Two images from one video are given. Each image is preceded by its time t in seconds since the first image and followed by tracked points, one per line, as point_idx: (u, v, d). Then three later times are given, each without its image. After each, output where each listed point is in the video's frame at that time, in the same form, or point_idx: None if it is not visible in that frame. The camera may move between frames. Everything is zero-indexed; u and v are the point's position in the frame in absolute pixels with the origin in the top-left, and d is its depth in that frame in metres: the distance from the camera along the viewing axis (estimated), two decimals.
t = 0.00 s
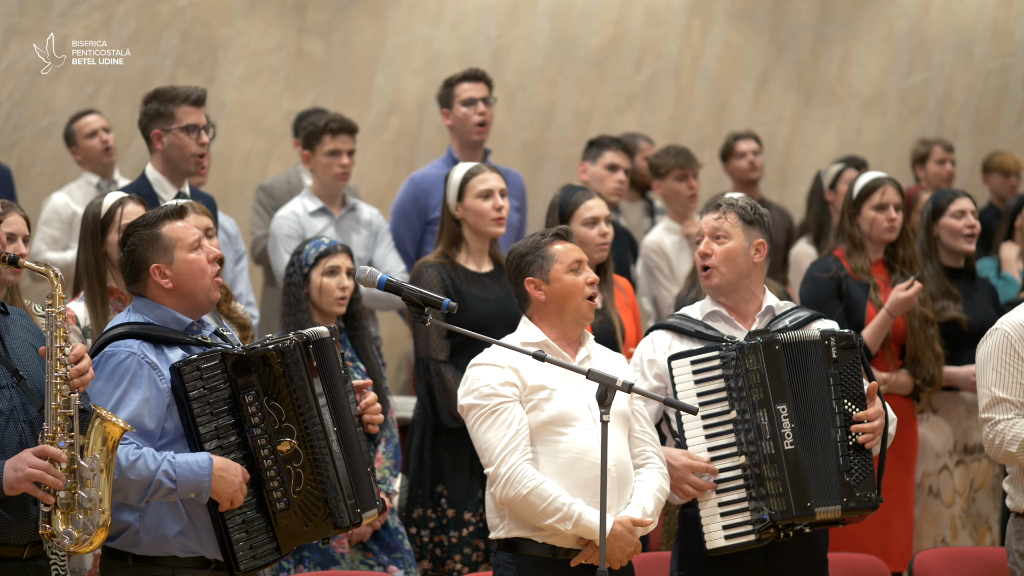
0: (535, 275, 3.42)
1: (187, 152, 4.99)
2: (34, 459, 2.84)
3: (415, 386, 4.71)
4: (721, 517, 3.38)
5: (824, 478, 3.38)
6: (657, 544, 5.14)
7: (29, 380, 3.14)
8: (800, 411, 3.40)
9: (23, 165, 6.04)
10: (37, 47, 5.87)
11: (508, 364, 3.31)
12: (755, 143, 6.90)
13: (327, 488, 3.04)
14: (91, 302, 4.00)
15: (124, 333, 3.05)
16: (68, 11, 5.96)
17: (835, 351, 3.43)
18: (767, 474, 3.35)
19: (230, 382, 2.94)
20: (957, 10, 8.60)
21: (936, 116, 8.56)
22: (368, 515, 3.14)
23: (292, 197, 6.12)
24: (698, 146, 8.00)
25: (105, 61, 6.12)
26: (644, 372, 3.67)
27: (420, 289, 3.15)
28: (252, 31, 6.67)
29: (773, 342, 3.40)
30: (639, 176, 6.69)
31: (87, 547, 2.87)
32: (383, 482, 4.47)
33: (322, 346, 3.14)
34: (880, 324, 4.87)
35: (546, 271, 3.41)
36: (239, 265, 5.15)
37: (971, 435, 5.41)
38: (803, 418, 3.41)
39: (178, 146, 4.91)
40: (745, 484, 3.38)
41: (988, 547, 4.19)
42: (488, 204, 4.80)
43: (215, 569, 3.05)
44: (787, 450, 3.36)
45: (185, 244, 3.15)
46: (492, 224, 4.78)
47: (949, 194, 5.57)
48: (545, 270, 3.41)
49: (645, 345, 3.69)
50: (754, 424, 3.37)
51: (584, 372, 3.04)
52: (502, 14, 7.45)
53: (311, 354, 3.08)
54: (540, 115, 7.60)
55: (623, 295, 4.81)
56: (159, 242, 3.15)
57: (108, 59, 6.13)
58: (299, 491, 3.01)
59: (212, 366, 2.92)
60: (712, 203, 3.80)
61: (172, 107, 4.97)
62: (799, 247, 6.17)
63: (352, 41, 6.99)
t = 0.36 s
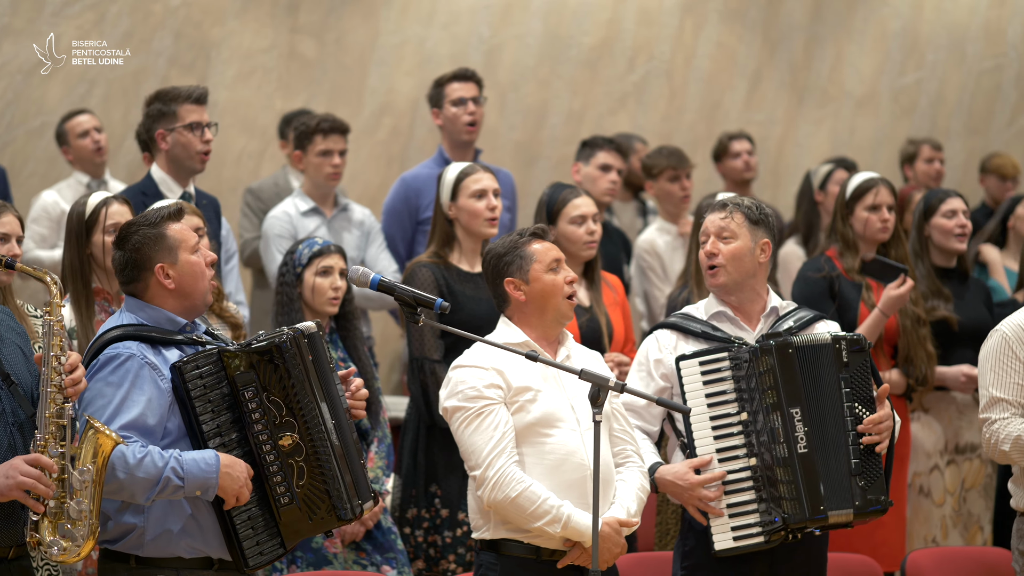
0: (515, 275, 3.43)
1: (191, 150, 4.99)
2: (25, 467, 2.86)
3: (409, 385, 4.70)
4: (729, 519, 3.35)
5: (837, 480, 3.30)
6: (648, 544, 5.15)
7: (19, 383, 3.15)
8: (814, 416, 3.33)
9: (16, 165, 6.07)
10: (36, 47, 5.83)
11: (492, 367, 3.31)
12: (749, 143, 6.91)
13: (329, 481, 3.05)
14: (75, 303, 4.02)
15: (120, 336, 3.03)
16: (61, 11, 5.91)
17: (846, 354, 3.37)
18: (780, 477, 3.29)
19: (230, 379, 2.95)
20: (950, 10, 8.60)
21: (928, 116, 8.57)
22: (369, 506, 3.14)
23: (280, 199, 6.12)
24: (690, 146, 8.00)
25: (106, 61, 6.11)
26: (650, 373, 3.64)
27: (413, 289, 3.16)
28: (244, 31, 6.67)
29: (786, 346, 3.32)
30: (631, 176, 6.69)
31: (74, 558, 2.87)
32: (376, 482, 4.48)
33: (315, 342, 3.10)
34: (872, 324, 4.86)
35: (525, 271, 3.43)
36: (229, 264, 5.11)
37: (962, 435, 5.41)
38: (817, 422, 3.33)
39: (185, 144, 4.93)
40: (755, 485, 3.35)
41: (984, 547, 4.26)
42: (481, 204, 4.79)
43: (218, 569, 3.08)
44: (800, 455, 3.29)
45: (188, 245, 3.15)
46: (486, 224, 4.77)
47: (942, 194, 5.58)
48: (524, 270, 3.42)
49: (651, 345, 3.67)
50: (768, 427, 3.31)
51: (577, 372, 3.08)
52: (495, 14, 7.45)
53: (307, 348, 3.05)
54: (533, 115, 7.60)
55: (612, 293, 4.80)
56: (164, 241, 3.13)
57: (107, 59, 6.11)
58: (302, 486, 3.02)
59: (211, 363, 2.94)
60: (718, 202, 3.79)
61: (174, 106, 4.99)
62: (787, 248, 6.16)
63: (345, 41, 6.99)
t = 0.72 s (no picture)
0: (496, 275, 3.44)
1: (191, 152, 4.99)
2: (41, 471, 2.86)
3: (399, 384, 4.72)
4: (738, 521, 3.35)
5: (851, 483, 3.32)
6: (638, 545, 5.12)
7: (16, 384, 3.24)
8: (829, 418, 3.34)
9: (7, 165, 6.06)
10: (37, 47, 5.88)
11: (477, 367, 3.30)
12: (742, 142, 6.91)
13: (320, 482, 3.03)
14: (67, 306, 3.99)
15: (111, 335, 3.03)
16: (52, 11, 5.95)
17: (856, 357, 3.39)
18: (796, 478, 3.30)
19: (221, 379, 2.94)
20: (941, 11, 8.62)
21: (919, 117, 8.59)
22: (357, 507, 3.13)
23: (264, 203, 6.10)
24: (681, 146, 8.00)
25: (105, 61, 6.14)
26: (652, 375, 3.64)
27: (404, 289, 3.18)
28: (236, 31, 6.67)
29: (802, 347, 3.35)
30: (623, 176, 6.68)
31: (85, 561, 2.86)
32: (367, 482, 4.47)
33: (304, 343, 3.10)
34: (863, 324, 4.80)
35: (507, 272, 3.43)
36: (232, 263, 5.16)
37: (957, 435, 5.38)
38: (830, 424, 3.34)
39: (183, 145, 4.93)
40: (765, 487, 3.35)
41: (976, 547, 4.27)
42: (472, 204, 4.79)
43: (209, 569, 3.05)
44: (816, 457, 3.30)
45: (182, 246, 3.14)
46: (477, 223, 4.77)
47: (934, 195, 5.56)
48: (506, 270, 3.43)
49: (652, 348, 3.66)
50: (784, 429, 3.30)
51: (568, 373, 3.10)
52: (486, 14, 7.45)
53: (297, 348, 3.04)
54: (524, 115, 7.59)
55: (597, 291, 4.80)
56: (159, 241, 3.12)
57: (107, 59, 6.15)
58: (293, 486, 3.00)
59: (203, 362, 2.92)
60: (735, 203, 3.77)
61: (175, 108, 4.98)
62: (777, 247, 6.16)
63: (336, 41, 6.99)
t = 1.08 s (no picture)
0: (483, 277, 3.44)
1: (190, 154, 4.91)
2: (52, 467, 2.82)
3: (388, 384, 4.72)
4: (745, 519, 3.38)
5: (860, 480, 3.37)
6: (629, 544, 5.12)
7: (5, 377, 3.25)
8: (839, 416, 3.39)
9: None
10: (37, 47, 5.93)
11: (466, 367, 3.30)
12: (736, 142, 6.90)
13: (304, 485, 3.03)
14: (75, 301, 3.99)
15: (97, 335, 3.05)
16: (44, 11, 5.99)
17: (859, 354, 3.47)
18: (810, 476, 3.36)
19: (205, 382, 2.94)
20: (933, 11, 8.65)
21: (912, 116, 8.60)
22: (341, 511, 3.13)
23: (254, 203, 6.11)
24: (674, 146, 8.00)
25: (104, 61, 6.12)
26: (651, 374, 3.60)
27: (397, 289, 3.19)
28: (228, 30, 6.66)
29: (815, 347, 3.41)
30: (615, 176, 6.68)
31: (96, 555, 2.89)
32: (360, 482, 4.46)
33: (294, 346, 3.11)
34: (855, 324, 4.81)
35: (494, 273, 3.43)
36: (232, 263, 5.13)
37: (955, 434, 5.35)
38: (841, 421, 3.40)
39: (183, 147, 4.88)
40: (771, 484, 3.38)
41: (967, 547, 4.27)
42: (464, 204, 4.79)
43: (195, 571, 3.06)
44: (831, 454, 3.35)
45: (166, 247, 3.13)
46: (468, 223, 4.77)
47: (930, 194, 5.51)
48: (493, 271, 3.43)
49: (650, 348, 3.64)
50: (798, 428, 3.38)
51: (561, 371, 3.10)
52: (479, 14, 7.44)
53: (283, 351, 3.05)
54: (517, 115, 7.58)
55: (586, 289, 4.81)
56: (141, 243, 3.12)
57: (107, 59, 6.17)
58: (276, 489, 3.00)
59: (188, 365, 2.92)
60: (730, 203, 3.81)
61: (175, 110, 4.89)
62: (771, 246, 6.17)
63: (329, 40, 6.99)
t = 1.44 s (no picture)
0: (475, 275, 3.44)
1: (183, 151, 4.89)
2: (43, 465, 2.82)
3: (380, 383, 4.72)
4: (745, 517, 3.35)
5: (855, 473, 3.44)
6: (621, 543, 5.12)
7: None
8: (835, 411, 3.45)
9: None
10: (37, 48, 5.97)
11: (460, 363, 3.29)
12: (727, 141, 6.90)
13: (291, 478, 3.02)
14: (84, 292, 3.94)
15: (77, 328, 3.07)
16: (36, 10, 6.01)
17: (847, 349, 3.51)
18: (812, 470, 3.39)
19: (188, 376, 2.95)
20: (925, 10, 8.66)
21: (905, 115, 8.60)
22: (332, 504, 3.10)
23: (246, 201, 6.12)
24: (666, 145, 7.99)
25: (106, 61, 6.19)
26: (643, 373, 3.59)
27: (388, 287, 3.19)
28: (220, 29, 6.66)
29: (807, 341, 3.44)
30: (607, 175, 6.68)
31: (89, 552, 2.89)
32: (351, 480, 4.47)
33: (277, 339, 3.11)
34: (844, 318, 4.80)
35: (484, 271, 3.43)
36: (230, 262, 5.15)
37: (948, 433, 5.35)
38: (835, 415, 3.45)
39: (175, 143, 4.87)
40: (767, 481, 3.35)
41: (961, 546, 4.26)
42: (455, 203, 4.80)
43: (182, 569, 3.07)
44: (828, 449, 3.41)
45: (139, 242, 3.14)
46: (459, 221, 4.78)
47: (925, 193, 5.50)
48: (483, 270, 3.43)
49: (639, 346, 3.63)
50: (797, 423, 3.39)
51: (553, 370, 3.10)
52: (471, 13, 7.44)
53: (265, 343, 3.04)
54: (508, 114, 7.57)
55: (576, 287, 4.86)
56: (113, 240, 3.14)
57: (107, 59, 6.20)
58: (264, 482, 2.99)
59: (169, 360, 2.93)
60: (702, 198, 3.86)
61: (167, 107, 4.91)
62: (765, 244, 6.16)
63: (321, 39, 6.99)
